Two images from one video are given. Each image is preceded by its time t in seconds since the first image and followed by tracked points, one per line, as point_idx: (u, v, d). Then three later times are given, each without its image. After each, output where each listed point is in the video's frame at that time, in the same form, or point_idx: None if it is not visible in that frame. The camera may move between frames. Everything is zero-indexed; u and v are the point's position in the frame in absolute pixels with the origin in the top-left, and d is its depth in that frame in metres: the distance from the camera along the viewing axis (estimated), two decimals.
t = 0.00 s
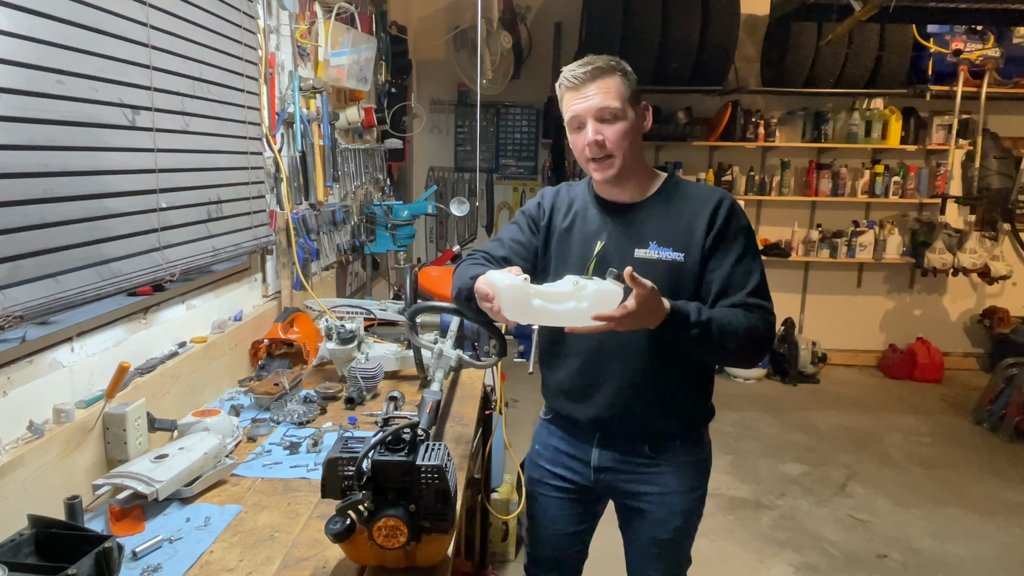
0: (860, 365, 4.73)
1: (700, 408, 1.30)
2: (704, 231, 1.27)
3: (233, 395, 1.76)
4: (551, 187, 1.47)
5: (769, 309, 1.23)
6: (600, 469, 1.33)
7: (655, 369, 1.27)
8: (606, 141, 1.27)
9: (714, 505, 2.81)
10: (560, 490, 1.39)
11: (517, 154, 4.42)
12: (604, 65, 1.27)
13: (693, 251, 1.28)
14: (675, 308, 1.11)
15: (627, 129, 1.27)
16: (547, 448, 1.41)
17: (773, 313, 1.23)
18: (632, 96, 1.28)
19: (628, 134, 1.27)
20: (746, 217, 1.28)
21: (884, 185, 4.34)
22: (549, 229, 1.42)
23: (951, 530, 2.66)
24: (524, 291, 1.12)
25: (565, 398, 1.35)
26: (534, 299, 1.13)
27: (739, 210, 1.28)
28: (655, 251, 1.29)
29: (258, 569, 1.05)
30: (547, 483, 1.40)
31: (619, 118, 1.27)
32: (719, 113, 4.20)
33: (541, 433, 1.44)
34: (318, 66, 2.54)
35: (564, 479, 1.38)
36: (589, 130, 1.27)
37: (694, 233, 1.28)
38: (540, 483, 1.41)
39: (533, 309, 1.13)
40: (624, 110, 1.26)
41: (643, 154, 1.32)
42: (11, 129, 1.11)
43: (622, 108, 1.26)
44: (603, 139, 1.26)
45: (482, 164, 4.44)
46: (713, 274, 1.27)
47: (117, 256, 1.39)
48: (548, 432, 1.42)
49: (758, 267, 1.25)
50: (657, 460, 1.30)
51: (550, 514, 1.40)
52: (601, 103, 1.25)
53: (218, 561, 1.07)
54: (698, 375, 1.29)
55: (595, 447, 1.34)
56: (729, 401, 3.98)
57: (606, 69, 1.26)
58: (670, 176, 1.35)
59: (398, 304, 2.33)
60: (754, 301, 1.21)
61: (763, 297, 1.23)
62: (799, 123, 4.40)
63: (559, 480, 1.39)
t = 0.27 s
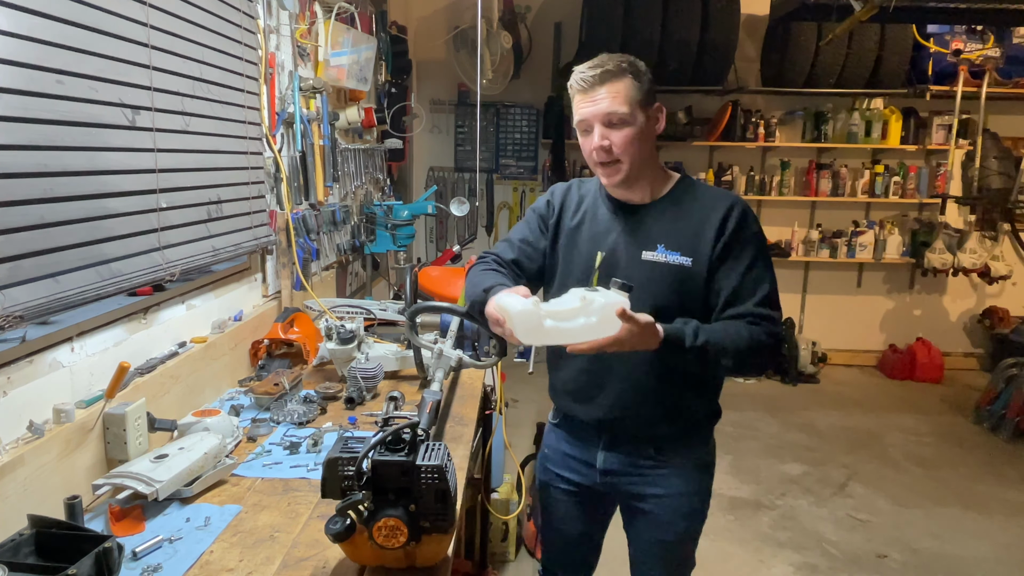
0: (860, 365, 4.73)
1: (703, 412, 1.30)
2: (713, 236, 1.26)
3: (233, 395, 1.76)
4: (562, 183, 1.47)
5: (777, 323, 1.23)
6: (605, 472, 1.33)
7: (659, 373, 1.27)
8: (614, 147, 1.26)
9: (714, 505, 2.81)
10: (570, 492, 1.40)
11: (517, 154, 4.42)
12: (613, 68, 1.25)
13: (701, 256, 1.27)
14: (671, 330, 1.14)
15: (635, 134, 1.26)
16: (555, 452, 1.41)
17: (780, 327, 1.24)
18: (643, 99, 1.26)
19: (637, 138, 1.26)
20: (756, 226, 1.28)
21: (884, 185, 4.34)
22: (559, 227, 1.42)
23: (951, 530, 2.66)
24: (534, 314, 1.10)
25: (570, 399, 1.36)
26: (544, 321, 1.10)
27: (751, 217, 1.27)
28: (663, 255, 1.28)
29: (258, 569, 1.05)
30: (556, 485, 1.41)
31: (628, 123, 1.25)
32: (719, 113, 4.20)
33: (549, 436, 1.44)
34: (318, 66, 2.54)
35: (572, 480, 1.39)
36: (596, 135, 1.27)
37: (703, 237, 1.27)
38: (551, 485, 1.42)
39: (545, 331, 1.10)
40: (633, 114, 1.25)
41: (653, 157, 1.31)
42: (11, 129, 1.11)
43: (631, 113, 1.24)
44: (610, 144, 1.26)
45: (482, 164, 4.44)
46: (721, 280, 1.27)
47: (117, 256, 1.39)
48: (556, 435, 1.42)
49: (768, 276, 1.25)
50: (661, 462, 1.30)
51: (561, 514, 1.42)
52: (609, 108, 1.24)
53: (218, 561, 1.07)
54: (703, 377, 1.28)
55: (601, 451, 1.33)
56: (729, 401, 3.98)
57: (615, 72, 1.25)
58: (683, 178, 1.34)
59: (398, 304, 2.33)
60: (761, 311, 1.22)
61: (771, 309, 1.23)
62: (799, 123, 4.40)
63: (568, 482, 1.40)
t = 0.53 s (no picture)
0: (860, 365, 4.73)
1: (722, 424, 1.28)
2: (733, 253, 1.23)
3: (233, 395, 1.76)
4: (582, 188, 1.48)
5: (801, 347, 1.21)
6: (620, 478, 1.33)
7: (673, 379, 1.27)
8: (628, 155, 1.24)
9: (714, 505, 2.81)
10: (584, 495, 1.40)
11: (517, 154, 4.42)
12: (632, 74, 1.22)
13: (719, 273, 1.23)
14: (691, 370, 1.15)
15: (650, 143, 1.24)
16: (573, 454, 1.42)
17: (805, 350, 1.22)
18: (661, 107, 1.24)
19: (651, 147, 1.24)
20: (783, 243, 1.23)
21: (884, 185, 4.33)
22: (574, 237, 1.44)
23: (951, 530, 2.66)
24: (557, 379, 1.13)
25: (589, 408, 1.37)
26: (567, 385, 1.13)
27: (776, 234, 1.22)
28: (678, 269, 1.26)
29: (258, 569, 1.05)
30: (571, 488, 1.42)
31: (643, 132, 1.23)
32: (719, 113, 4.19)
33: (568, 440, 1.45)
34: (318, 66, 2.54)
35: (587, 484, 1.39)
36: (610, 142, 1.25)
37: (722, 253, 1.23)
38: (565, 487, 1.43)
39: (568, 393, 1.13)
40: (649, 122, 1.22)
41: (670, 164, 1.28)
42: (11, 129, 1.11)
43: (647, 122, 1.22)
44: (624, 151, 1.24)
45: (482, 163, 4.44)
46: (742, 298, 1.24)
47: (117, 256, 1.39)
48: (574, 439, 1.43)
49: (792, 296, 1.21)
50: (679, 472, 1.29)
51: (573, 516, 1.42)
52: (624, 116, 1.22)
53: (218, 561, 1.07)
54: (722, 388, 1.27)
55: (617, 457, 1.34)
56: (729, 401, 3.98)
57: (633, 77, 1.22)
58: (704, 187, 1.31)
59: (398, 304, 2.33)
60: (784, 335, 1.20)
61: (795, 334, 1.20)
62: (799, 123, 4.40)
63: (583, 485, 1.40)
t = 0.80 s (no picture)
0: (860, 365, 4.73)
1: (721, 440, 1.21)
2: (711, 259, 1.13)
3: (233, 395, 1.76)
4: (568, 202, 1.38)
5: (786, 364, 1.11)
6: (613, 485, 1.25)
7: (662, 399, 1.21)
8: (606, 166, 1.15)
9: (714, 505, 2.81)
10: (578, 506, 1.31)
11: (517, 155, 4.42)
12: (607, 78, 1.13)
13: (698, 282, 1.14)
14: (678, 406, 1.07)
15: (628, 151, 1.14)
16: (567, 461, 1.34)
17: (793, 367, 1.12)
18: (639, 112, 1.14)
19: (630, 155, 1.15)
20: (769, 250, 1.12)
21: (884, 185, 4.34)
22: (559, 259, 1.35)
23: (951, 530, 2.66)
24: (544, 445, 1.01)
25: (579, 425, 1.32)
26: (552, 448, 1.01)
27: (758, 237, 1.12)
28: (657, 279, 1.17)
29: (258, 569, 1.05)
30: (564, 497, 1.33)
31: (620, 140, 1.14)
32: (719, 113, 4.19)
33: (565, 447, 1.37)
34: (318, 66, 2.54)
35: (582, 492, 1.30)
36: (586, 153, 1.16)
37: (701, 260, 1.14)
38: (559, 497, 1.34)
39: (554, 457, 1.01)
40: (627, 129, 1.13)
41: (652, 172, 1.19)
42: (10, 129, 1.10)
43: (624, 129, 1.13)
44: (601, 161, 1.15)
45: (482, 164, 4.44)
46: (725, 309, 1.13)
47: (117, 256, 1.39)
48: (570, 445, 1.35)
49: (778, 303, 1.11)
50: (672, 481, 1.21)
51: (564, 529, 1.31)
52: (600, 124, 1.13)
53: (218, 561, 1.07)
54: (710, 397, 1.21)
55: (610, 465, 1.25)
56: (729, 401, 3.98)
57: (609, 82, 1.13)
58: (687, 191, 1.20)
59: (398, 304, 2.33)
60: (770, 348, 1.10)
61: (781, 351, 1.10)
62: (799, 123, 4.40)
63: (578, 495, 1.31)
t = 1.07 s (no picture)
0: (860, 365, 4.73)
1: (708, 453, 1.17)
2: (685, 267, 1.11)
3: (233, 395, 1.76)
4: (544, 214, 1.36)
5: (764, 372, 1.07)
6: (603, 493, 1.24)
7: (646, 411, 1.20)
8: (573, 181, 1.12)
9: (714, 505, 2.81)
10: (570, 516, 1.31)
11: (517, 154, 4.43)
12: (566, 91, 1.08)
13: (672, 291, 1.12)
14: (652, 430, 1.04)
15: (594, 164, 1.11)
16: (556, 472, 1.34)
17: (768, 378, 1.08)
18: (601, 122, 1.10)
19: (597, 168, 1.11)
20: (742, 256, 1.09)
21: (884, 185, 4.34)
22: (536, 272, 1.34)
23: (951, 530, 2.66)
24: (510, 482, 0.99)
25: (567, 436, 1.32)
26: (523, 484, 1.00)
27: (732, 241, 1.09)
28: (632, 291, 1.15)
29: (258, 569, 1.05)
30: (555, 508, 1.33)
31: (585, 154, 1.10)
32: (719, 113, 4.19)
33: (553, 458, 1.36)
34: (318, 66, 2.54)
35: (573, 502, 1.30)
36: (552, 169, 1.12)
37: (674, 268, 1.12)
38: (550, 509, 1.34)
39: (525, 493, 1.00)
40: (592, 142, 1.09)
41: (622, 178, 1.16)
42: (11, 129, 1.11)
43: (588, 144, 1.09)
44: (568, 176, 1.12)
45: (482, 164, 4.44)
46: (700, 318, 1.11)
47: (117, 256, 1.39)
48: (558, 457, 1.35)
49: (756, 309, 1.08)
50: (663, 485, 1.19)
51: (558, 540, 1.31)
52: (562, 141, 1.09)
53: (218, 561, 1.07)
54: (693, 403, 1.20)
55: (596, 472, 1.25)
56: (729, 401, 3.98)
57: (569, 95, 1.07)
58: (661, 196, 1.17)
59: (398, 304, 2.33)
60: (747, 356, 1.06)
61: (756, 362, 1.06)
62: (799, 123, 4.40)
63: (569, 505, 1.31)
